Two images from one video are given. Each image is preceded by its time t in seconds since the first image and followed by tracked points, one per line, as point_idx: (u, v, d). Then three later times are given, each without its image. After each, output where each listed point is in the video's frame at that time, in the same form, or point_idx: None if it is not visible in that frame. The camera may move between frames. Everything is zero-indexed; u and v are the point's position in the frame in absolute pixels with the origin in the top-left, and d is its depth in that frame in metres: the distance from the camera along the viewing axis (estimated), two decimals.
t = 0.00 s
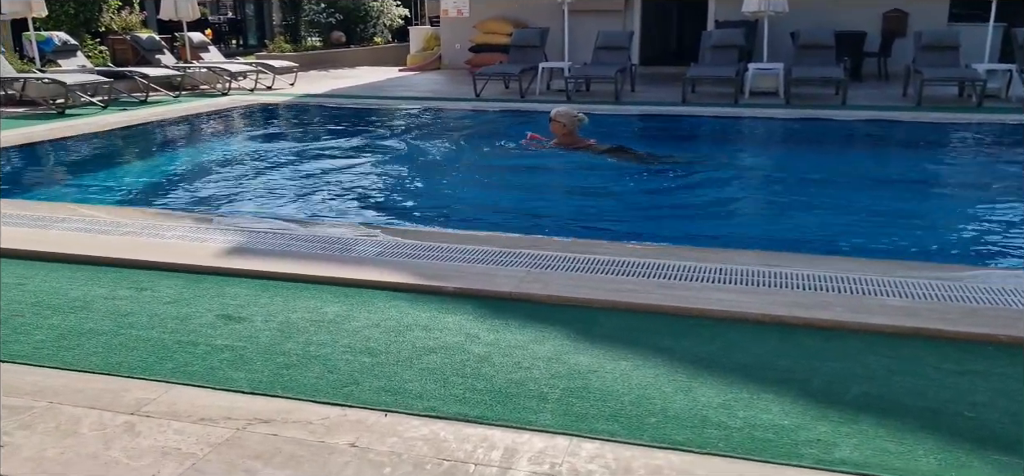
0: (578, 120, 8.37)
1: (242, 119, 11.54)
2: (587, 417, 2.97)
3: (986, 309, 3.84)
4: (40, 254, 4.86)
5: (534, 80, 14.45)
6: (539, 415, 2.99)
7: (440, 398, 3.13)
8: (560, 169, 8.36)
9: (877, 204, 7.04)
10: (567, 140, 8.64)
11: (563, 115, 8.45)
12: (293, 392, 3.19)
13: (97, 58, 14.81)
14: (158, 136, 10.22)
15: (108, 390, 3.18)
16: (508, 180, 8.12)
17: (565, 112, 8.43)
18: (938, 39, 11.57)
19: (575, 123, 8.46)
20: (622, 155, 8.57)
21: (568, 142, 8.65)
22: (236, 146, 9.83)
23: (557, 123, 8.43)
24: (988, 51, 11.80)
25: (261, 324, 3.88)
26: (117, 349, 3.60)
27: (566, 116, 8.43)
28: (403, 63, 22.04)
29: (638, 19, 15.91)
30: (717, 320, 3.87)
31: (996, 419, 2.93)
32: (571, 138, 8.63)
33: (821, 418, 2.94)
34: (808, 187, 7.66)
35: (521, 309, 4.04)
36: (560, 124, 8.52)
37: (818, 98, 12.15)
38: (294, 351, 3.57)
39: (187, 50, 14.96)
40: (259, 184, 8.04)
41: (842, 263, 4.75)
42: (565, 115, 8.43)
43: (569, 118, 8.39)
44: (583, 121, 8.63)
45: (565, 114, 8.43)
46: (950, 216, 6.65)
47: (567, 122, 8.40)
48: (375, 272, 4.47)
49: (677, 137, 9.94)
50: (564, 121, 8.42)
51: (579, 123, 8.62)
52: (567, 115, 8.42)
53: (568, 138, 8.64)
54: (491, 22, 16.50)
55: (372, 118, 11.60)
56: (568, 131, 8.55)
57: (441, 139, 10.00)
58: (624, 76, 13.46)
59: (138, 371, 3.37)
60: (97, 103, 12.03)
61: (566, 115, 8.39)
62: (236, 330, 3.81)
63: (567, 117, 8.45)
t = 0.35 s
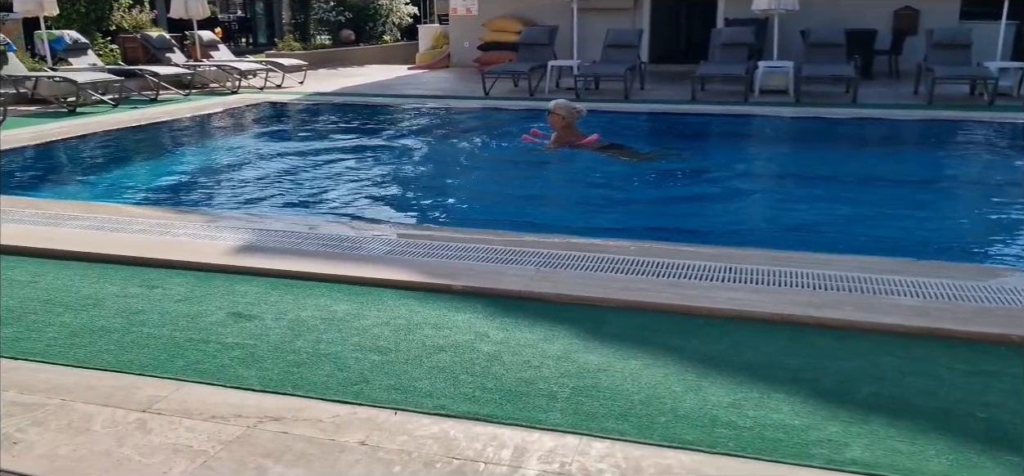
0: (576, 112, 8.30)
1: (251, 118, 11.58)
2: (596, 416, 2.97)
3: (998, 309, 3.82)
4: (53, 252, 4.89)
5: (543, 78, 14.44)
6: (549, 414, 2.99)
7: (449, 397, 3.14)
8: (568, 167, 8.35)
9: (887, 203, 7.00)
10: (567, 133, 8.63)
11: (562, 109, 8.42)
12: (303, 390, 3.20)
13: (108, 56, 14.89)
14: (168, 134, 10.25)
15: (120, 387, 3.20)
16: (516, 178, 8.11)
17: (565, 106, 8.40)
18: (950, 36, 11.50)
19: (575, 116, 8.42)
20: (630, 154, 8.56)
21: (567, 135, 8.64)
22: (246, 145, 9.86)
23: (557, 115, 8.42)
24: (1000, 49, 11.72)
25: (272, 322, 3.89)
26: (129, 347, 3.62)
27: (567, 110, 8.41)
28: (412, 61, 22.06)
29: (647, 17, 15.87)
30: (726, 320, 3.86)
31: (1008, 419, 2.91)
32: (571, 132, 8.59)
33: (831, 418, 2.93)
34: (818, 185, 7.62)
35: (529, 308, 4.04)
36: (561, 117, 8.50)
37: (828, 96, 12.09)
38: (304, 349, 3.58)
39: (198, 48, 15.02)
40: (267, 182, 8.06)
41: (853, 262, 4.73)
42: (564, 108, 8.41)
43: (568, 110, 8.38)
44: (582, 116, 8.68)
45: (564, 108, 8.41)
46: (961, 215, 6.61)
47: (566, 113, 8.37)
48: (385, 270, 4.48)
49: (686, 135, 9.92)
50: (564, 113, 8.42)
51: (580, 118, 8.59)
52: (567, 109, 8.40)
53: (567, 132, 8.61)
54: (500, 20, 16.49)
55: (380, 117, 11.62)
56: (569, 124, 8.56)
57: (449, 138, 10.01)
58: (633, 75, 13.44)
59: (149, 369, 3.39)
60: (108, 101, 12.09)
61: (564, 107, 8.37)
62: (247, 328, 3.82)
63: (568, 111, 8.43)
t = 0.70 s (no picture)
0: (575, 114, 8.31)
1: (257, 118, 11.60)
2: (603, 418, 2.97)
3: (1007, 312, 3.80)
4: (61, 252, 4.90)
5: (550, 79, 14.44)
6: (555, 415, 2.99)
7: (455, 398, 3.14)
8: (574, 168, 8.34)
9: (894, 205, 6.98)
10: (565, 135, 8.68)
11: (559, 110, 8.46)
12: (310, 390, 3.20)
13: (116, 57, 14.95)
14: (176, 135, 10.29)
15: (128, 386, 3.21)
16: (523, 180, 8.11)
17: (565, 106, 8.45)
18: (958, 38, 11.46)
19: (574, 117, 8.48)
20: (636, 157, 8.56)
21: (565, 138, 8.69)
22: (252, 145, 9.87)
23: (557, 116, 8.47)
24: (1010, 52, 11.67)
25: (279, 322, 3.90)
26: (137, 346, 3.63)
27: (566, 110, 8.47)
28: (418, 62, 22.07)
29: (654, 18, 15.86)
30: (733, 321, 3.85)
31: (1018, 423, 2.90)
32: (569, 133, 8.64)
33: (839, 422, 2.92)
34: (825, 187, 7.60)
35: (535, 309, 4.04)
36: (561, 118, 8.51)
37: (836, 98, 12.05)
38: (311, 350, 3.58)
39: (205, 49, 15.06)
40: (273, 182, 8.08)
41: (861, 264, 4.71)
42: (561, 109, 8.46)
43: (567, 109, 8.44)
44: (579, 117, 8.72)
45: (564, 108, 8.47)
46: (969, 218, 6.58)
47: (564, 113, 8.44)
48: (392, 271, 4.48)
49: (693, 136, 9.91)
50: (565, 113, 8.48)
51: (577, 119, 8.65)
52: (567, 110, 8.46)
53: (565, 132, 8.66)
54: (507, 21, 16.49)
55: (387, 117, 11.64)
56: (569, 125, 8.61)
57: (456, 139, 10.02)
58: (639, 76, 13.42)
59: (157, 368, 3.40)
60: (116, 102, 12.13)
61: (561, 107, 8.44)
62: (254, 328, 3.83)
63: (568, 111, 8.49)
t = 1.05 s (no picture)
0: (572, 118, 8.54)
1: (265, 117, 11.62)
2: (610, 419, 2.96)
3: (1016, 317, 3.78)
4: (70, 250, 4.93)
5: (557, 80, 14.44)
6: (561, 417, 2.99)
7: (461, 398, 3.14)
8: (581, 169, 8.33)
9: (902, 208, 6.96)
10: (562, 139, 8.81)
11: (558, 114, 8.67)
12: (317, 389, 3.20)
13: (124, 55, 15.02)
14: (184, 133, 10.32)
15: (135, 385, 3.22)
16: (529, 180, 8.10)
17: (565, 111, 8.65)
18: (967, 41, 11.43)
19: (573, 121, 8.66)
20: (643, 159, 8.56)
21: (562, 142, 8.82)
22: (259, 144, 9.89)
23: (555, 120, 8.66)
24: (1019, 56, 11.63)
25: (286, 321, 3.91)
26: (144, 345, 3.64)
27: (565, 115, 8.64)
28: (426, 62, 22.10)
29: (662, 20, 15.85)
30: (740, 324, 3.84)
31: None
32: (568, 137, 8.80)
33: (847, 425, 2.91)
34: (833, 189, 7.58)
35: (541, 310, 4.04)
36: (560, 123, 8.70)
37: (844, 100, 12.01)
38: (318, 349, 3.58)
39: (213, 48, 15.11)
40: (281, 181, 8.09)
41: (868, 267, 4.70)
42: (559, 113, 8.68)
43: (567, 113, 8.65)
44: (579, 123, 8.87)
45: (564, 111, 8.67)
46: (977, 221, 6.55)
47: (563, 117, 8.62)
48: (399, 271, 4.48)
49: (700, 138, 9.90)
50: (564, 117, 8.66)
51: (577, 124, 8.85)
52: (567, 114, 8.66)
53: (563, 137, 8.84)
54: (515, 22, 16.50)
55: (394, 117, 11.65)
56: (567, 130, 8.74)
57: (463, 139, 10.02)
58: (646, 77, 13.41)
59: (165, 366, 3.41)
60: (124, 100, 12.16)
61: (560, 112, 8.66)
62: (261, 327, 3.84)
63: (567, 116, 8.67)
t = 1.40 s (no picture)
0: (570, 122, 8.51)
1: (272, 116, 11.64)
2: (614, 421, 2.96)
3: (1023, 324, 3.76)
4: (76, 246, 4.94)
5: (564, 81, 14.43)
6: (565, 418, 2.99)
7: (466, 399, 3.14)
8: (587, 170, 8.32)
9: (908, 213, 6.93)
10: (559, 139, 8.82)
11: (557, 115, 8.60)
12: (321, 388, 3.21)
13: (132, 52, 15.06)
14: (191, 131, 10.34)
15: (140, 381, 3.23)
16: (535, 181, 8.09)
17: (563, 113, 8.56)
18: (975, 45, 11.38)
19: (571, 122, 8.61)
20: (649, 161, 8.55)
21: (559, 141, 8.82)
22: (265, 142, 9.90)
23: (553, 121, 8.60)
24: None
25: (291, 319, 3.91)
26: (149, 341, 3.64)
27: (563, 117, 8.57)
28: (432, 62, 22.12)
29: (669, 22, 15.83)
30: (745, 327, 3.83)
31: None
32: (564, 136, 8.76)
33: (852, 430, 2.90)
34: (839, 193, 7.56)
35: (546, 311, 4.04)
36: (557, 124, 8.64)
37: (852, 104, 11.98)
38: (322, 348, 3.59)
39: (221, 46, 15.14)
40: (287, 180, 8.10)
41: (874, 272, 4.68)
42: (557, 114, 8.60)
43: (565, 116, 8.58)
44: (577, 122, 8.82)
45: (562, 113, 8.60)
46: (983, 227, 6.52)
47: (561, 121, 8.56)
48: (405, 271, 4.49)
49: (706, 140, 9.88)
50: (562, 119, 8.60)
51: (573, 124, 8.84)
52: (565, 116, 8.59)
53: (560, 137, 8.82)
54: (522, 22, 16.50)
55: (400, 117, 11.65)
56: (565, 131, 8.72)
57: (469, 139, 10.02)
58: (653, 79, 13.39)
59: (170, 363, 3.41)
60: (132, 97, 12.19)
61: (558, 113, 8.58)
62: (266, 325, 3.84)
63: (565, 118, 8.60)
